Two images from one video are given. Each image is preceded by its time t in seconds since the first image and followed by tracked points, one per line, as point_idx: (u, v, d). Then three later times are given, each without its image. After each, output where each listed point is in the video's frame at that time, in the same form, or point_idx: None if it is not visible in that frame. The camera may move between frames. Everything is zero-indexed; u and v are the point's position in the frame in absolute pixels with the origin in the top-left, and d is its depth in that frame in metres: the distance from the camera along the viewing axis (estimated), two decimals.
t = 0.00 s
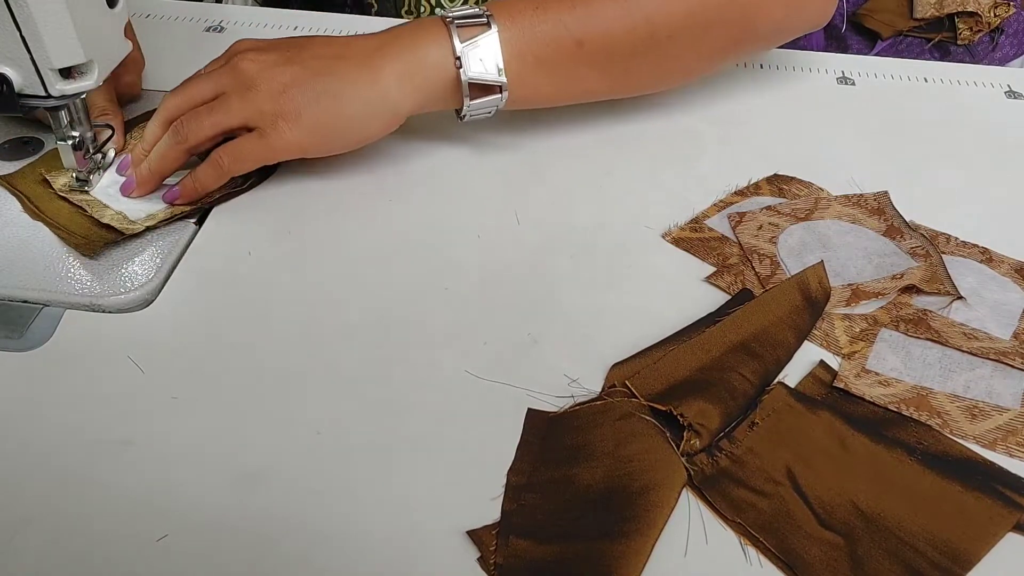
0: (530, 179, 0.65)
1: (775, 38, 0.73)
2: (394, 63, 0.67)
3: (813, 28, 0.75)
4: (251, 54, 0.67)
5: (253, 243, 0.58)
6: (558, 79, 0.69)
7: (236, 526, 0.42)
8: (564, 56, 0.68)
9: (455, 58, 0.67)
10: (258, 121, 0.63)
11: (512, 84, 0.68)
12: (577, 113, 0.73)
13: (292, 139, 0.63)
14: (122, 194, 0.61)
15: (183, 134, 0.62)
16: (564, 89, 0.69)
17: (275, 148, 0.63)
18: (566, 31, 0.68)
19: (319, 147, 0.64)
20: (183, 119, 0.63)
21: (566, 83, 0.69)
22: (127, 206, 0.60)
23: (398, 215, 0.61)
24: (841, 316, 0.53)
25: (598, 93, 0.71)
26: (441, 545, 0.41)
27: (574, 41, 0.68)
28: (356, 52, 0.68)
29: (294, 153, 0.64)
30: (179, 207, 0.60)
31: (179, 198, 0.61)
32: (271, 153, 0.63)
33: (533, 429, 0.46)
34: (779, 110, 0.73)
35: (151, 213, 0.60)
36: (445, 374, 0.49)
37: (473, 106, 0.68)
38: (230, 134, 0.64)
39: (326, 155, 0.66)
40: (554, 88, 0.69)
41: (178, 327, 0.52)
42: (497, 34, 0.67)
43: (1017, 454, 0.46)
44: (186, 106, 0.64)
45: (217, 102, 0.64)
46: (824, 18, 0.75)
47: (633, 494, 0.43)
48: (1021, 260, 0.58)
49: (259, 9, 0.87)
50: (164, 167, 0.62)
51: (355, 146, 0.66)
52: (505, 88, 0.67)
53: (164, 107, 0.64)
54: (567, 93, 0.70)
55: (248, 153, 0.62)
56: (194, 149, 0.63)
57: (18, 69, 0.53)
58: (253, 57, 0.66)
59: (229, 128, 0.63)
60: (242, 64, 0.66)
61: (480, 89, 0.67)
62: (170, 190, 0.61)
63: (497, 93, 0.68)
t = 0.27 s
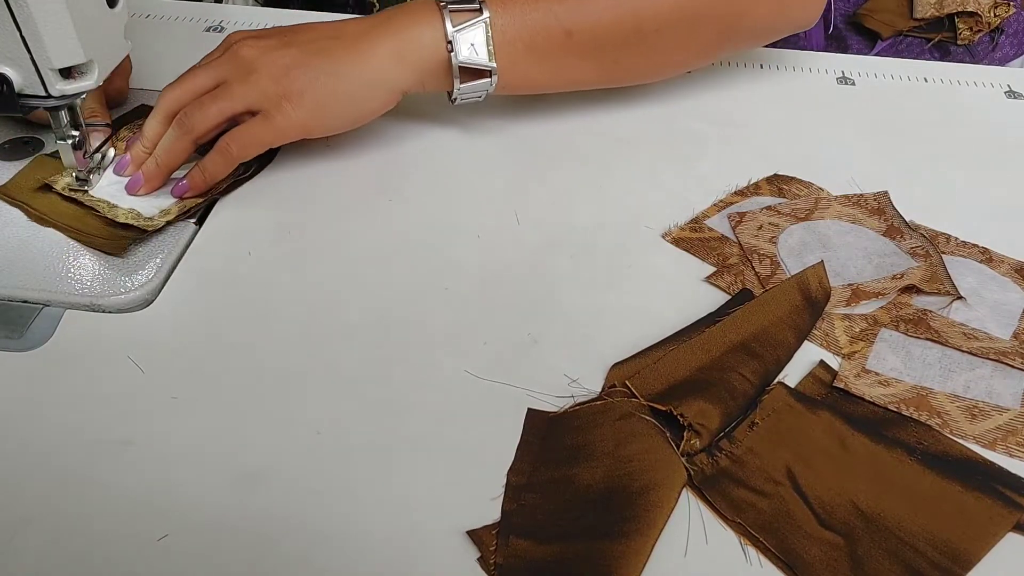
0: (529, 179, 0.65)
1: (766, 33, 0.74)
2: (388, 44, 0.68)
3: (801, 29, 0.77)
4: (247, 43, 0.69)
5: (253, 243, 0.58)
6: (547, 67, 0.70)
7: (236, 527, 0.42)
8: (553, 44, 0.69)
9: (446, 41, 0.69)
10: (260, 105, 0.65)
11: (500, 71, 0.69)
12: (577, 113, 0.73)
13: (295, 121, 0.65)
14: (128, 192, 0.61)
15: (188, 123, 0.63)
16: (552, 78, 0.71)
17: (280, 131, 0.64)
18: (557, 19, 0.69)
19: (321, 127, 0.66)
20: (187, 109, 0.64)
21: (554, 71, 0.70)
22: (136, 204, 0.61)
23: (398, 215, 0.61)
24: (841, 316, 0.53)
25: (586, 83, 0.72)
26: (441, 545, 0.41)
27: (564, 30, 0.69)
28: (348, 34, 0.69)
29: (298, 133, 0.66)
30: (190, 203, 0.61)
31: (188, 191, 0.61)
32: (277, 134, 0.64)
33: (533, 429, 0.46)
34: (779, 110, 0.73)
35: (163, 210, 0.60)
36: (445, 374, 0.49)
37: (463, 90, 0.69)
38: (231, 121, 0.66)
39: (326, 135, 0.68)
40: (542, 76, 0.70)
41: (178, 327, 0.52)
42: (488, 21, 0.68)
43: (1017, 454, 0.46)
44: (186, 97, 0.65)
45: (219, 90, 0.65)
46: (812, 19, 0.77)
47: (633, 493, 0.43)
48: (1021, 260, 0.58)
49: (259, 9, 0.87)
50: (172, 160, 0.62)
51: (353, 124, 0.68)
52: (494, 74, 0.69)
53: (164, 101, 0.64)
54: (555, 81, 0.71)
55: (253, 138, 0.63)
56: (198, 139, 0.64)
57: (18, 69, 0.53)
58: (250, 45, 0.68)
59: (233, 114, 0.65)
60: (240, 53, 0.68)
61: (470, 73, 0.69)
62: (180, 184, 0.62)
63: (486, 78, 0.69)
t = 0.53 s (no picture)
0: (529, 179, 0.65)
1: (754, 34, 0.75)
2: (379, 32, 0.69)
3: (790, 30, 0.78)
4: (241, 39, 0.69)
5: (253, 243, 0.58)
6: (535, 61, 0.71)
7: (236, 527, 0.42)
8: (541, 39, 0.70)
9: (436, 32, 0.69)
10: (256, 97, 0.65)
11: (490, 64, 0.70)
12: (576, 112, 0.73)
13: (292, 110, 0.66)
14: (131, 195, 0.61)
15: (187, 121, 0.63)
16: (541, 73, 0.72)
17: (278, 121, 0.65)
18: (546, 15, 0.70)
19: (318, 115, 0.67)
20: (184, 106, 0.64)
21: (543, 66, 0.71)
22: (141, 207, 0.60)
23: (398, 214, 0.61)
24: (841, 316, 0.53)
25: (574, 78, 0.73)
26: (442, 546, 0.41)
27: (552, 26, 0.70)
28: (338, 23, 0.70)
29: (297, 122, 0.66)
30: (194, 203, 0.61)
31: (192, 190, 0.61)
32: (276, 125, 0.65)
33: (533, 429, 0.46)
34: (778, 109, 0.73)
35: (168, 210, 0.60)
36: (445, 374, 0.49)
37: (452, 83, 0.70)
38: (229, 115, 0.66)
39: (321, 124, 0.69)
40: (531, 69, 0.71)
41: (178, 327, 0.52)
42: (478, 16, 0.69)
43: (1017, 454, 0.46)
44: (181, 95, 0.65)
45: (216, 85, 0.66)
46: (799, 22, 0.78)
47: (633, 494, 0.43)
48: (1021, 260, 0.58)
49: (259, 9, 0.87)
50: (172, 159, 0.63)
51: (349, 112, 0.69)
52: (482, 66, 0.70)
53: (160, 100, 0.64)
54: (543, 75, 0.72)
55: (253, 130, 0.64)
56: (197, 136, 0.64)
57: (18, 69, 0.53)
58: (243, 40, 0.69)
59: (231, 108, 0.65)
60: (234, 49, 0.68)
61: (459, 66, 0.70)
62: (182, 183, 0.62)
63: (475, 72, 0.70)
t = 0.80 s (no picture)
0: (529, 179, 0.65)
1: (746, 33, 0.74)
2: (375, 29, 0.69)
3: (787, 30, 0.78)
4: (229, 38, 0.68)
5: (253, 244, 0.58)
6: (528, 60, 0.71)
7: (236, 527, 0.42)
8: (535, 38, 0.70)
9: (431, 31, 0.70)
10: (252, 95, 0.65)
11: (482, 63, 0.70)
12: (575, 112, 0.73)
13: (289, 107, 0.65)
14: (133, 196, 0.61)
15: (180, 120, 0.62)
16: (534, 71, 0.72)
17: (274, 118, 0.65)
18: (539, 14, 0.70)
19: (313, 112, 0.67)
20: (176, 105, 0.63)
21: (536, 65, 0.71)
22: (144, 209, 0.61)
23: (397, 214, 0.61)
24: (841, 316, 0.53)
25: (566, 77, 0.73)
26: (442, 546, 0.41)
27: (546, 25, 0.70)
28: (332, 20, 0.70)
29: (294, 120, 0.66)
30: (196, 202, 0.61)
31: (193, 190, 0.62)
32: (273, 123, 0.65)
33: (533, 429, 0.46)
34: (778, 109, 0.73)
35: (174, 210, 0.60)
36: (445, 375, 0.49)
37: (445, 81, 0.71)
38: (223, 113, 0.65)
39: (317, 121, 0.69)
40: (524, 68, 0.72)
41: (178, 327, 0.51)
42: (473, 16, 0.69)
43: (1017, 454, 0.46)
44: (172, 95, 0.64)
45: (207, 83, 0.65)
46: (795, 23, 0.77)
47: (634, 494, 0.43)
48: (1021, 260, 0.58)
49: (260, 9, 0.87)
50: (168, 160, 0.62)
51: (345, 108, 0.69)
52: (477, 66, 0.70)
53: (153, 100, 0.63)
54: (536, 73, 0.72)
55: (250, 128, 0.64)
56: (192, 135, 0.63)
57: (18, 69, 0.53)
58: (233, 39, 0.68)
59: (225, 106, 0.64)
60: (224, 48, 0.67)
61: (454, 65, 0.70)
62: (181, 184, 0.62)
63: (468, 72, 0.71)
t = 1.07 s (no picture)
0: (529, 180, 0.65)
1: (755, 48, 0.76)
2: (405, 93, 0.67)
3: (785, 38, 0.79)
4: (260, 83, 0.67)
5: (253, 243, 0.58)
6: (561, 104, 0.70)
7: (236, 527, 0.42)
8: (565, 83, 0.70)
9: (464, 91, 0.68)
10: (272, 152, 0.63)
11: (515, 108, 0.69)
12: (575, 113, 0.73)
13: (307, 171, 0.62)
14: (113, 215, 0.59)
15: (189, 163, 0.61)
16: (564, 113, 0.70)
17: (290, 177, 0.62)
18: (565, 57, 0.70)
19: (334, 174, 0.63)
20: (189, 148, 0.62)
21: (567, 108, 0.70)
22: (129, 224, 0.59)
23: (398, 214, 0.61)
24: (841, 316, 0.53)
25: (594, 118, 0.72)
26: (442, 545, 0.41)
27: (575, 69, 0.70)
28: (366, 78, 0.68)
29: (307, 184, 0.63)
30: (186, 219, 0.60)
31: (177, 215, 0.59)
32: (288, 182, 0.62)
33: (533, 429, 0.46)
34: (778, 109, 0.73)
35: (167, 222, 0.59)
36: (445, 374, 0.49)
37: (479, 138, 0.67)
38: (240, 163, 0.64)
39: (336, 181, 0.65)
40: (559, 112, 0.70)
41: (178, 328, 0.51)
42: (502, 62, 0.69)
43: (1017, 454, 0.46)
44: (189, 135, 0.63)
45: (228, 133, 0.64)
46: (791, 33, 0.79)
47: (634, 494, 0.43)
48: (1021, 260, 0.58)
49: (259, 9, 0.87)
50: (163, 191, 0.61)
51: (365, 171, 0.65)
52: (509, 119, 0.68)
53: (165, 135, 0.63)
54: (571, 114, 0.70)
55: (262, 182, 0.61)
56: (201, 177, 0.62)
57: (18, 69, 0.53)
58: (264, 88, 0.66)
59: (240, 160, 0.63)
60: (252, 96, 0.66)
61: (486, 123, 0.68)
62: (168, 208, 0.59)
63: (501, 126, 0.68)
